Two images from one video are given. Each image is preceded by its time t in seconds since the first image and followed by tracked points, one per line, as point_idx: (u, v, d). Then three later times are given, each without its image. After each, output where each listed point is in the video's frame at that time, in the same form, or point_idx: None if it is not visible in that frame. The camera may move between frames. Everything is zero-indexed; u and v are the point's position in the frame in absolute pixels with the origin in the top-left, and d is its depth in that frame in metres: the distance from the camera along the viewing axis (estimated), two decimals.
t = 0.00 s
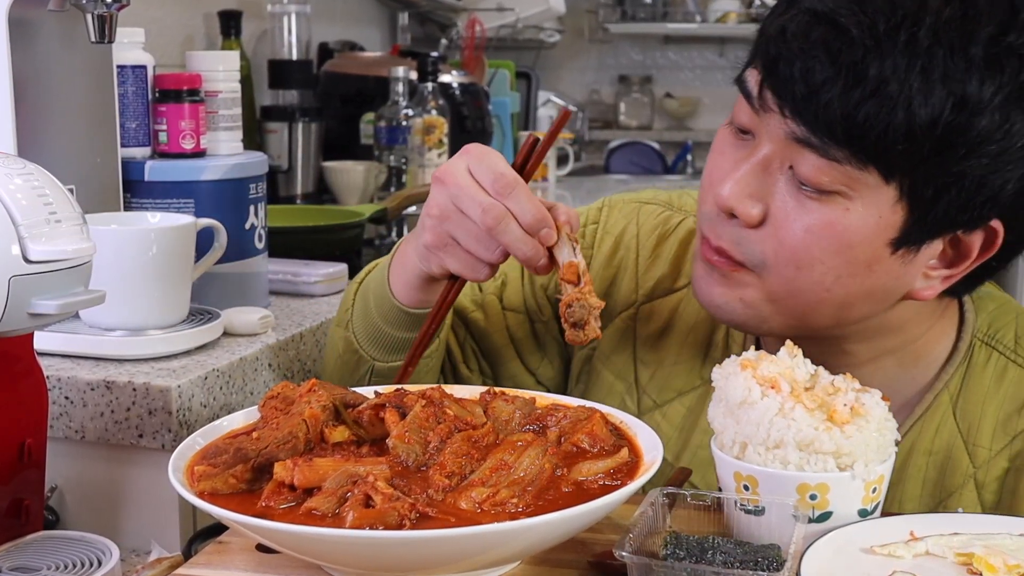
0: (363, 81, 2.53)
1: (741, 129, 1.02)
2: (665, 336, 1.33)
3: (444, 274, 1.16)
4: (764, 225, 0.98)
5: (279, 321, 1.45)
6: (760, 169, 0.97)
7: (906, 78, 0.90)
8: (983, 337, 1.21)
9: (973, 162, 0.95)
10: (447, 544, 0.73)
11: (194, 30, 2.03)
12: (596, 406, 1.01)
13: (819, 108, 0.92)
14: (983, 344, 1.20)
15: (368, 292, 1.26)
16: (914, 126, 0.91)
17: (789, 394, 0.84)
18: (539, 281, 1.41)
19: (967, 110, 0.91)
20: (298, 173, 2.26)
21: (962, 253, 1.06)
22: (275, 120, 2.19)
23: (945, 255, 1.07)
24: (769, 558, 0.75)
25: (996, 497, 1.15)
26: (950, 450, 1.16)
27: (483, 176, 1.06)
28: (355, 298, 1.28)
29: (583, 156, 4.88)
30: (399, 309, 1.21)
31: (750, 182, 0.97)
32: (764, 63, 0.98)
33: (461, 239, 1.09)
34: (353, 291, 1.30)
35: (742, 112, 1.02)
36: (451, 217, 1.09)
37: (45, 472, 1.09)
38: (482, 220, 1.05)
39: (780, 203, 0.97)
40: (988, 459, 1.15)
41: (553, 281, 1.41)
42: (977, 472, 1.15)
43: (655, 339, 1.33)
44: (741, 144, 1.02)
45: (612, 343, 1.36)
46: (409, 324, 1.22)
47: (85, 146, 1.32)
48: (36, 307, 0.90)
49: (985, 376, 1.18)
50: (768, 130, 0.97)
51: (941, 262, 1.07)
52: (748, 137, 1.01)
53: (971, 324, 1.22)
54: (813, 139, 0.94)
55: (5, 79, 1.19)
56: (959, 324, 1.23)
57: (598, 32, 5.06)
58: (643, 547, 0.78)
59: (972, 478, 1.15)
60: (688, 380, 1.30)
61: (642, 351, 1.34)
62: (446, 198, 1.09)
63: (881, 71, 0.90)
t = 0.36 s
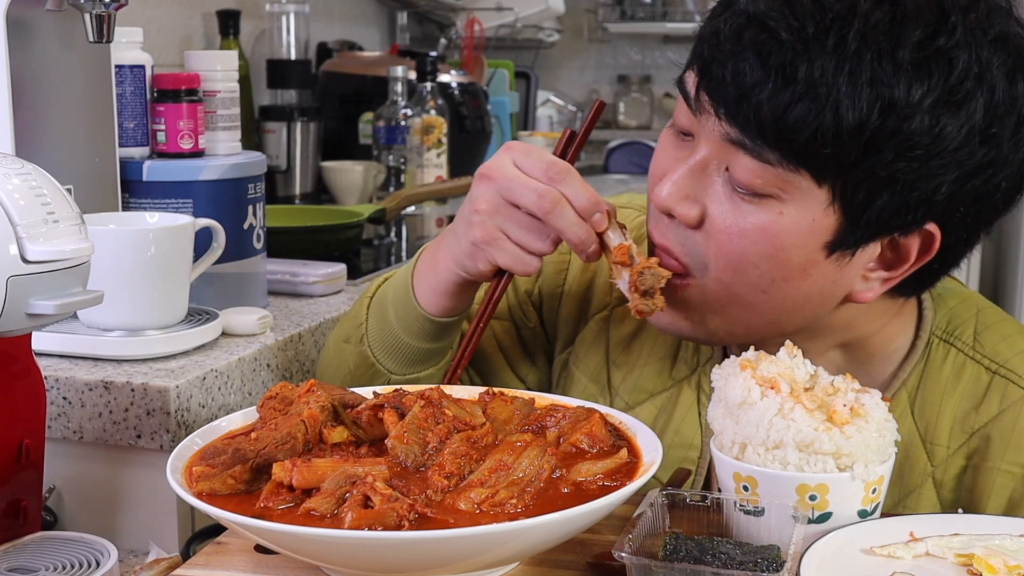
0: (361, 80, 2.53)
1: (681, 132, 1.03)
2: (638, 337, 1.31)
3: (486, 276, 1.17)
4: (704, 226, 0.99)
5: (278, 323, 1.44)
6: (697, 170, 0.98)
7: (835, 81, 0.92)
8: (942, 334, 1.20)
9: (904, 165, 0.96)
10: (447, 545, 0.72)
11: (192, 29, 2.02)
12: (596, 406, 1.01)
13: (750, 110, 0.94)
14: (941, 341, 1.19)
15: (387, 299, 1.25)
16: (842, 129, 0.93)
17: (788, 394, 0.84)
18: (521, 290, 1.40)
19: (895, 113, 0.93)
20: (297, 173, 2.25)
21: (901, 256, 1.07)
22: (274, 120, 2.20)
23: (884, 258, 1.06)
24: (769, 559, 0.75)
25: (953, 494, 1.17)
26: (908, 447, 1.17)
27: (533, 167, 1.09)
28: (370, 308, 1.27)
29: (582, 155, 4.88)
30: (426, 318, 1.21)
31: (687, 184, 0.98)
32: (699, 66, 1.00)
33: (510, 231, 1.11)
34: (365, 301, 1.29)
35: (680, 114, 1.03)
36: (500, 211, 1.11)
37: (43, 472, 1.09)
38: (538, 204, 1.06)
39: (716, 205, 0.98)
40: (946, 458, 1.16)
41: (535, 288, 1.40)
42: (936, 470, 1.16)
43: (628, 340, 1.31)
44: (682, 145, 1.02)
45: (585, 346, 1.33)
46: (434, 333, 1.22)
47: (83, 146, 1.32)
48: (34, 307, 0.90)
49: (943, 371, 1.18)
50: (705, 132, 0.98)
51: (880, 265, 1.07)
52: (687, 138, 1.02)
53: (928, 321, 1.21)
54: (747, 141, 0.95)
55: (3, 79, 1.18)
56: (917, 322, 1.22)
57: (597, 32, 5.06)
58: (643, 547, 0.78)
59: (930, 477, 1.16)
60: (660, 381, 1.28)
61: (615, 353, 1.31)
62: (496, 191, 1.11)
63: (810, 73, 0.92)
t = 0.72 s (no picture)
0: (360, 80, 2.53)
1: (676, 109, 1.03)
2: (630, 336, 1.31)
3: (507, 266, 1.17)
4: (702, 196, 0.98)
5: (276, 322, 1.44)
6: (700, 139, 0.98)
7: (847, 61, 0.92)
8: (920, 332, 1.20)
9: (906, 156, 0.97)
10: (446, 545, 0.72)
11: (191, 29, 2.02)
12: (594, 407, 1.00)
13: (760, 83, 0.94)
14: (920, 340, 1.19)
15: (396, 298, 1.25)
16: (851, 110, 0.93)
17: (788, 395, 0.83)
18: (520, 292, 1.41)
19: (901, 100, 0.94)
20: (295, 173, 2.25)
21: (886, 249, 1.06)
22: (272, 120, 2.19)
23: (870, 250, 1.06)
24: (769, 559, 0.75)
25: (933, 492, 1.17)
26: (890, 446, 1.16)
27: (554, 150, 1.11)
28: (376, 308, 1.27)
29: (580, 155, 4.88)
30: (438, 315, 1.21)
31: (688, 158, 0.97)
32: (705, 40, 1.00)
33: (533, 213, 1.11)
34: (372, 300, 1.29)
35: (683, 86, 1.02)
36: (522, 196, 1.12)
37: (42, 473, 1.09)
38: (564, 180, 1.07)
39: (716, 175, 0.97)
40: (926, 456, 1.16)
41: (533, 289, 1.40)
42: (915, 469, 1.16)
43: (620, 339, 1.31)
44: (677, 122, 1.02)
45: (577, 344, 1.33)
46: (444, 332, 1.23)
47: (82, 146, 1.32)
48: (32, 308, 0.90)
49: (922, 370, 1.18)
50: (707, 102, 0.98)
51: (866, 257, 1.06)
52: (688, 112, 1.02)
53: (907, 320, 1.20)
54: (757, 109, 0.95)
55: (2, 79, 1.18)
56: (895, 321, 1.21)
57: (596, 31, 5.06)
58: (642, 548, 0.78)
59: (909, 475, 1.16)
60: (650, 379, 1.27)
61: (608, 351, 1.31)
62: (519, 176, 1.12)
63: (823, 53, 0.92)
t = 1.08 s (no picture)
0: (359, 80, 2.53)
1: (677, 119, 1.03)
2: (631, 334, 1.31)
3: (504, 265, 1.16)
4: (700, 213, 0.98)
5: (274, 322, 1.44)
6: (696, 156, 0.98)
7: (840, 75, 0.92)
8: (925, 330, 1.20)
9: (903, 166, 0.97)
10: (446, 546, 0.72)
11: (189, 29, 2.02)
12: (593, 407, 1.00)
13: (753, 100, 0.94)
14: (924, 337, 1.19)
15: (394, 301, 1.25)
16: (845, 124, 0.93)
17: (788, 395, 0.83)
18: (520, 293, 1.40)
19: (896, 112, 0.94)
20: (294, 173, 2.25)
21: (889, 255, 1.07)
22: (270, 120, 2.19)
23: (873, 256, 1.07)
24: (768, 560, 0.75)
25: (939, 489, 1.17)
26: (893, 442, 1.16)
27: (553, 146, 1.10)
28: (375, 311, 1.27)
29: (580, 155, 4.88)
30: (435, 318, 1.21)
31: (685, 171, 0.97)
32: (700, 54, 1.00)
33: (531, 210, 1.10)
34: (370, 303, 1.29)
35: (682, 97, 1.02)
36: (522, 193, 1.11)
37: (40, 474, 1.09)
38: (561, 176, 1.07)
39: (712, 191, 0.97)
40: (931, 453, 1.16)
41: (531, 290, 1.40)
42: (921, 466, 1.16)
43: (621, 338, 1.31)
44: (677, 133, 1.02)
45: (578, 343, 1.33)
46: (441, 335, 1.23)
47: (80, 145, 1.31)
48: (30, 308, 0.90)
49: (927, 367, 1.18)
50: (705, 118, 0.98)
51: (868, 263, 1.07)
52: (685, 124, 1.02)
53: (912, 317, 1.21)
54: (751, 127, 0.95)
55: None
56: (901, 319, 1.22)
57: (595, 31, 5.06)
58: (642, 549, 0.78)
59: (916, 472, 1.16)
60: (651, 378, 1.27)
61: (608, 350, 1.31)
62: (518, 173, 1.11)
63: (815, 67, 0.92)
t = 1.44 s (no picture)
0: (357, 80, 2.52)
1: (689, 126, 1.03)
2: (627, 342, 1.33)
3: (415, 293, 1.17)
4: (716, 220, 0.98)
5: (273, 323, 1.44)
6: (710, 162, 0.98)
7: (852, 70, 0.92)
8: (942, 335, 1.21)
9: (922, 157, 0.97)
10: (445, 547, 0.72)
11: (188, 28, 2.02)
12: (592, 408, 1.00)
13: (766, 100, 0.94)
14: (942, 343, 1.20)
15: (340, 316, 1.25)
16: (860, 118, 0.94)
17: (788, 395, 0.83)
18: (509, 296, 1.40)
19: (912, 103, 0.94)
20: (293, 172, 2.25)
21: (913, 251, 1.07)
22: (269, 120, 2.18)
23: (895, 252, 1.06)
24: (768, 560, 0.75)
25: (957, 496, 1.17)
26: (912, 449, 1.17)
27: (394, 186, 1.09)
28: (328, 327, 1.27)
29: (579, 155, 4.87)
30: (371, 336, 1.21)
31: (699, 177, 0.98)
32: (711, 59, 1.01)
33: (404, 252, 1.10)
34: (324, 318, 1.29)
35: (691, 111, 1.03)
36: (389, 243, 1.11)
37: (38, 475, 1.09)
38: (409, 224, 1.07)
39: (729, 196, 0.97)
40: (949, 459, 1.16)
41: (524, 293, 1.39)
42: (938, 472, 1.16)
43: (619, 345, 1.33)
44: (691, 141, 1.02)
45: (575, 352, 1.35)
46: (381, 348, 1.22)
47: (78, 145, 1.31)
48: (28, 308, 0.89)
49: (944, 375, 1.19)
50: (718, 125, 0.98)
51: (891, 260, 1.07)
52: (698, 134, 1.02)
53: (929, 322, 1.22)
54: (761, 133, 0.95)
55: None
56: (918, 323, 1.22)
57: (594, 31, 5.06)
58: (641, 550, 0.78)
59: (933, 480, 1.16)
60: (652, 386, 1.28)
61: (607, 358, 1.33)
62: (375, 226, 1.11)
63: (827, 63, 0.92)
